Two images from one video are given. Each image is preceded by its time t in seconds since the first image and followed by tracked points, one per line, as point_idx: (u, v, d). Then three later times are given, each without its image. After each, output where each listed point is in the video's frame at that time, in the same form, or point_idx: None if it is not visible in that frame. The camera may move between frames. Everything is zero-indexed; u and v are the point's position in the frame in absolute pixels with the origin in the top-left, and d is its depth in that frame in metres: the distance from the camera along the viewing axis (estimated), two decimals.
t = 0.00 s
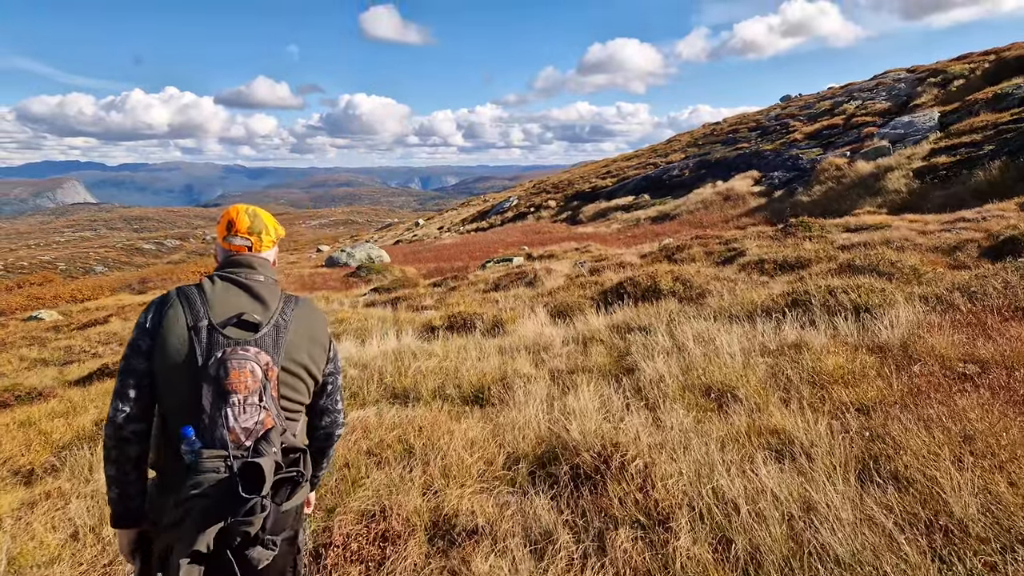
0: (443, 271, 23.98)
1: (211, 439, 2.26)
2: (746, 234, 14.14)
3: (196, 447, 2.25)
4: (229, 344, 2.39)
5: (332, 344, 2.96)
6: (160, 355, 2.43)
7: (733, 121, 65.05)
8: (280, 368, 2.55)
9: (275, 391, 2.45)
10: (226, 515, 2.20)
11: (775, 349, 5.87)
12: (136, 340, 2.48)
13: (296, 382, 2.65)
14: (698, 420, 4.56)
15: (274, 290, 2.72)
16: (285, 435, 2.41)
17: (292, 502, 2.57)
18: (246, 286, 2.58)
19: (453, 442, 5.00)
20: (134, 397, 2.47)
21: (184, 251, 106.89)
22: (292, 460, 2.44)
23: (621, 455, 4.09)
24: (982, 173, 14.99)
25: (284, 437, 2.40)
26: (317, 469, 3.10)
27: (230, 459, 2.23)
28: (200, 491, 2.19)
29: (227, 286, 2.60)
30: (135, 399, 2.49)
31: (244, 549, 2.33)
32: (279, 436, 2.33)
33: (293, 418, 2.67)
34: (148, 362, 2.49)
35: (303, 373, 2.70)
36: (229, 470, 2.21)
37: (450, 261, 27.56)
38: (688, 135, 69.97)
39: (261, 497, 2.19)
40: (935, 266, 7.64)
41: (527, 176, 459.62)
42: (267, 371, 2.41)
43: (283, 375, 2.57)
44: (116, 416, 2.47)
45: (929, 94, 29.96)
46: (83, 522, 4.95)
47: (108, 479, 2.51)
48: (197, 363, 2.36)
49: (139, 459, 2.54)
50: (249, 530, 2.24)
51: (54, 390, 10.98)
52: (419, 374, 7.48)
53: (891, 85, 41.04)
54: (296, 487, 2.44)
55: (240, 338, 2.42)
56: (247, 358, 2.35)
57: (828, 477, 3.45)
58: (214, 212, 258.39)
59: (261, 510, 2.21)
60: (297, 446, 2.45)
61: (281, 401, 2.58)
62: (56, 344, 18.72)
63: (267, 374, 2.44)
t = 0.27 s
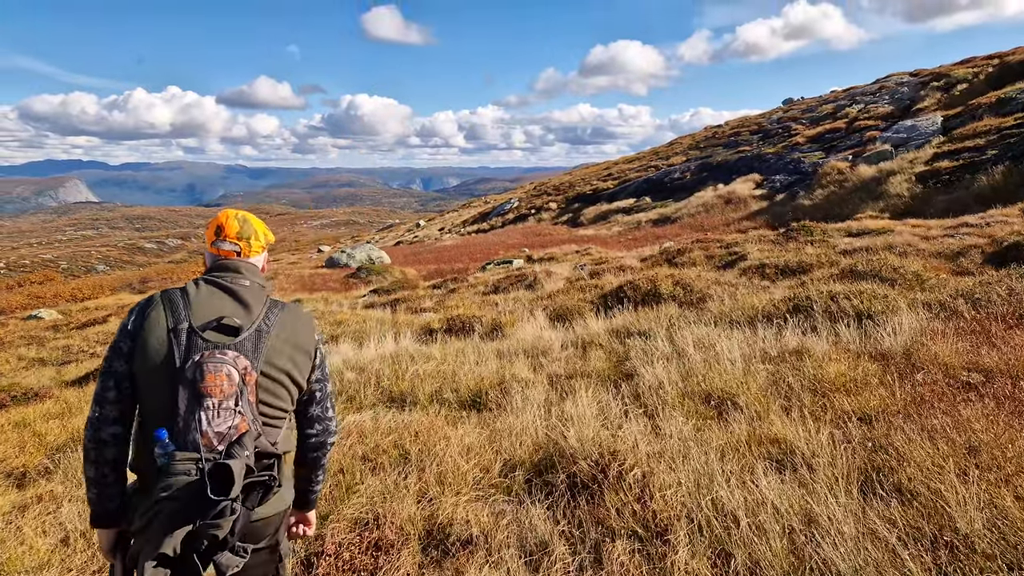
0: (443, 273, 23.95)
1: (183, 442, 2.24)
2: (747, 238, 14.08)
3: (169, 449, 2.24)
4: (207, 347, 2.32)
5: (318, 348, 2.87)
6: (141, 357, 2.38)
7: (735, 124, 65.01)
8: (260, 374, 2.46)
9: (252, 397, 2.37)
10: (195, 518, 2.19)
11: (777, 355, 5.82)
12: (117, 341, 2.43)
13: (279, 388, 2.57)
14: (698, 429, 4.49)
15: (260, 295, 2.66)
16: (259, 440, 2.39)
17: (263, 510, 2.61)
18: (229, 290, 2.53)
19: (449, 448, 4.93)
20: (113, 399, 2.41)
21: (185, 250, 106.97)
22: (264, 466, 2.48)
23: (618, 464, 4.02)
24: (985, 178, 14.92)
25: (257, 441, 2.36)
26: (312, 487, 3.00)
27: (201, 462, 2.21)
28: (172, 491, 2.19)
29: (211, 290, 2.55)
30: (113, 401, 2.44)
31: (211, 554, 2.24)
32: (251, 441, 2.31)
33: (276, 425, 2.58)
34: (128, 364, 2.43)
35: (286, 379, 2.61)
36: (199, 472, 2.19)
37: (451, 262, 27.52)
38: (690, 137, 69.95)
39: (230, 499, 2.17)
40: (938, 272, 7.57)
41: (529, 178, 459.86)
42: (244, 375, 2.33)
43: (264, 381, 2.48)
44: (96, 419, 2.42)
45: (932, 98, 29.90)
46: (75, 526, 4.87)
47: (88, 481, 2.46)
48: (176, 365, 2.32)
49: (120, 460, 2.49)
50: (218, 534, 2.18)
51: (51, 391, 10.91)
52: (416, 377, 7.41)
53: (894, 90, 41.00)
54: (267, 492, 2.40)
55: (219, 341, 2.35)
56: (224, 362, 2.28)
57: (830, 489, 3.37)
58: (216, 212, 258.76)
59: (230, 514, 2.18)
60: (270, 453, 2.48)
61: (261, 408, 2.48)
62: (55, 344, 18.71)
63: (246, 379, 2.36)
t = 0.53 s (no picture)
0: (444, 275, 23.88)
1: (146, 456, 2.18)
2: (750, 240, 13.99)
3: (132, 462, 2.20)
4: (175, 358, 2.31)
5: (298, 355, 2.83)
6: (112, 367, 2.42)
7: (737, 125, 64.94)
8: (230, 384, 2.43)
9: (221, 408, 2.31)
10: (153, 535, 2.14)
11: (782, 360, 5.72)
12: (91, 352, 2.47)
13: (252, 398, 2.53)
14: (703, 437, 4.41)
15: (235, 302, 2.63)
16: (227, 453, 2.31)
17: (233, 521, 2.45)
18: (202, 299, 2.52)
19: (449, 455, 4.83)
20: (87, 410, 2.45)
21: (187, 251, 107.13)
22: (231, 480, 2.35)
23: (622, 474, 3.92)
24: (989, 179, 14.81)
25: (224, 455, 2.28)
26: (302, 496, 2.94)
27: (161, 476, 2.16)
28: (133, 507, 2.14)
29: (183, 299, 2.55)
30: (89, 411, 2.48)
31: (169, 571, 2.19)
32: (217, 455, 2.24)
33: (251, 435, 2.56)
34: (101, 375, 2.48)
35: (259, 387, 2.57)
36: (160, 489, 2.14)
37: (451, 264, 27.43)
38: (692, 139, 69.89)
39: (188, 516, 2.13)
40: (945, 275, 7.47)
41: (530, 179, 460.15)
42: (211, 387, 2.28)
43: (235, 391, 2.45)
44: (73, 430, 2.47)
45: (935, 99, 29.77)
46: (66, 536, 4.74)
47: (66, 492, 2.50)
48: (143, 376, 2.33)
49: (97, 472, 2.52)
50: (174, 552, 2.15)
51: (50, 394, 10.83)
52: (416, 382, 7.32)
53: (897, 90, 40.86)
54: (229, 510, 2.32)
55: (187, 352, 2.33)
56: (189, 374, 2.23)
57: (841, 501, 3.26)
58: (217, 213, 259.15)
59: (188, 530, 2.15)
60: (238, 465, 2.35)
61: (232, 419, 2.44)
62: (54, 346, 18.62)
63: (215, 391, 2.31)
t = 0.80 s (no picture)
0: (446, 281, 23.78)
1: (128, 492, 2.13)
2: (754, 244, 13.88)
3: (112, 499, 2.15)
4: (149, 392, 2.24)
5: (278, 374, 2.76)
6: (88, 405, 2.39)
7: (737, 128, 65.01)
8: (210, 414, 2.36)
9: (201, 439, 2.24)
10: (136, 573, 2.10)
11: (795, 369, 5.58)
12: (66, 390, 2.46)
13: (234, 425, 2.46)
14: (719, 451, 4.27)
15: (211, 327, 2.54)
16: (211, 488, 2.24)
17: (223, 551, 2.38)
18: (172, 326, 2.43)
19: (455, 471, 4.67)
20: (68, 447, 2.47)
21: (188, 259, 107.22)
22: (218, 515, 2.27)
23: (637, 494, 3.79)
24: (994, 182, 14.70)
25: (206, 488, 2.21)
26: (298, 513, 2.84)
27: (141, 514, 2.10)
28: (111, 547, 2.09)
29: (154, 328, 2.46)
30: (70, 447, 2.49)
31: None
32: (199, 489, 2.17)
33: (236, 461, 2.50)
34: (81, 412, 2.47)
35: (238, 413, 2.49)
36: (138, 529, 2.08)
37: (453, 270, 27.30)
38: (692, 143, 69.94)
39: (167, 557, 2.06)
40: (957, 280, 7.34)
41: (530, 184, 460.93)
42: (190, 419, 2.21)
43: (216, 420, 2.38)
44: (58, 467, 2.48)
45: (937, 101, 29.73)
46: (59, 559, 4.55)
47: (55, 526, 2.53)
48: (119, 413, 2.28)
49: (83, 509, 2.53)
50: None
51: (48, 405, 10.68)
52: (419, 392, 7.18)
53: (897, 93, 40.84)
54: (212, 547, 2.22)
55: (161, 385, 2.26)
56: (164, 409, 2.16)
57: (870, 522, 3.12)
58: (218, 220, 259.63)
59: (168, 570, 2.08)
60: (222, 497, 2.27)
61: (213, 449, 2.38)
62: (53, 356, 18.47)
63: (193, 423, 2.23)
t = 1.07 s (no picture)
0: (449, 284, 23.67)
1: (138, 505, 2.19)
2: (761, 250, 13.79)
3: (123, 514, 2.19)
4: (147, 404, 2.28)
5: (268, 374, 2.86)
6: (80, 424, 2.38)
7: (741, 133, 64.95)
8: (209, 419, 2.45)
9: (205, 446, 2.33)
10: None
11: (810, 379, 5.48)
12: (53, 411, 2.42)
13: (233, 428, 2.56)
14: (735, 464, 4.17)
15: (194, 333, 2.55)
16: (219, 492, 2.36)
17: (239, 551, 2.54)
18: (158, 337, 2.42)
19: (463, 481, 4.55)
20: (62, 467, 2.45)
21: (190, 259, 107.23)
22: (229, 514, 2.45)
23: (653, 509, 3.68)
24: (1003, 189, 14.61)
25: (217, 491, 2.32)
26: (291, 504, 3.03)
27: (158, 525, 2.17)
28: (132, 558, 2.17)
29: (137, 340, 2.43)
30: (63, 467, 2.48)
31: None
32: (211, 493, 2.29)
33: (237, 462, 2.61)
34: (70, 430, 2.46)
35: (234, 419, 2.57)
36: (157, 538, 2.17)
37: (456, 273, 27.21)
38: (695, 147, 69.87)
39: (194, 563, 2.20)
40: (971, 288, 7.24)
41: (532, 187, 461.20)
42: (192, 427, 2.29)
43: (215, 425, 2.47)
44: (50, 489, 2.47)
45: (943, 107, 29.64)
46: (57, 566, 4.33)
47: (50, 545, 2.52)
48: (116, 429, 2.29)
49: (78, 526, 2.53)
50: None
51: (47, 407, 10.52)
52: (425, 398, 7.06)
53: (902, 99, 40.75)
54: (234, 545, 2.46)
55: (157, 396, 2.30)
56: (167, 419, 2.22)
57: (898, 541, 3.02)
58: (220, 221, 260.01)
59: None
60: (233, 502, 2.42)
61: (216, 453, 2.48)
62: (54, 356, 18.38)
63: (195, 430, 2.31)
